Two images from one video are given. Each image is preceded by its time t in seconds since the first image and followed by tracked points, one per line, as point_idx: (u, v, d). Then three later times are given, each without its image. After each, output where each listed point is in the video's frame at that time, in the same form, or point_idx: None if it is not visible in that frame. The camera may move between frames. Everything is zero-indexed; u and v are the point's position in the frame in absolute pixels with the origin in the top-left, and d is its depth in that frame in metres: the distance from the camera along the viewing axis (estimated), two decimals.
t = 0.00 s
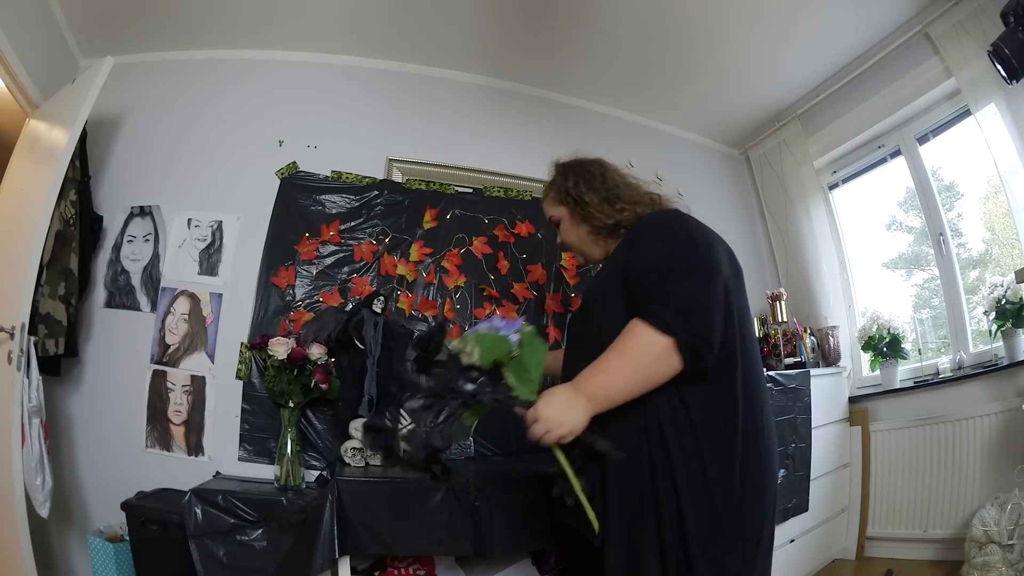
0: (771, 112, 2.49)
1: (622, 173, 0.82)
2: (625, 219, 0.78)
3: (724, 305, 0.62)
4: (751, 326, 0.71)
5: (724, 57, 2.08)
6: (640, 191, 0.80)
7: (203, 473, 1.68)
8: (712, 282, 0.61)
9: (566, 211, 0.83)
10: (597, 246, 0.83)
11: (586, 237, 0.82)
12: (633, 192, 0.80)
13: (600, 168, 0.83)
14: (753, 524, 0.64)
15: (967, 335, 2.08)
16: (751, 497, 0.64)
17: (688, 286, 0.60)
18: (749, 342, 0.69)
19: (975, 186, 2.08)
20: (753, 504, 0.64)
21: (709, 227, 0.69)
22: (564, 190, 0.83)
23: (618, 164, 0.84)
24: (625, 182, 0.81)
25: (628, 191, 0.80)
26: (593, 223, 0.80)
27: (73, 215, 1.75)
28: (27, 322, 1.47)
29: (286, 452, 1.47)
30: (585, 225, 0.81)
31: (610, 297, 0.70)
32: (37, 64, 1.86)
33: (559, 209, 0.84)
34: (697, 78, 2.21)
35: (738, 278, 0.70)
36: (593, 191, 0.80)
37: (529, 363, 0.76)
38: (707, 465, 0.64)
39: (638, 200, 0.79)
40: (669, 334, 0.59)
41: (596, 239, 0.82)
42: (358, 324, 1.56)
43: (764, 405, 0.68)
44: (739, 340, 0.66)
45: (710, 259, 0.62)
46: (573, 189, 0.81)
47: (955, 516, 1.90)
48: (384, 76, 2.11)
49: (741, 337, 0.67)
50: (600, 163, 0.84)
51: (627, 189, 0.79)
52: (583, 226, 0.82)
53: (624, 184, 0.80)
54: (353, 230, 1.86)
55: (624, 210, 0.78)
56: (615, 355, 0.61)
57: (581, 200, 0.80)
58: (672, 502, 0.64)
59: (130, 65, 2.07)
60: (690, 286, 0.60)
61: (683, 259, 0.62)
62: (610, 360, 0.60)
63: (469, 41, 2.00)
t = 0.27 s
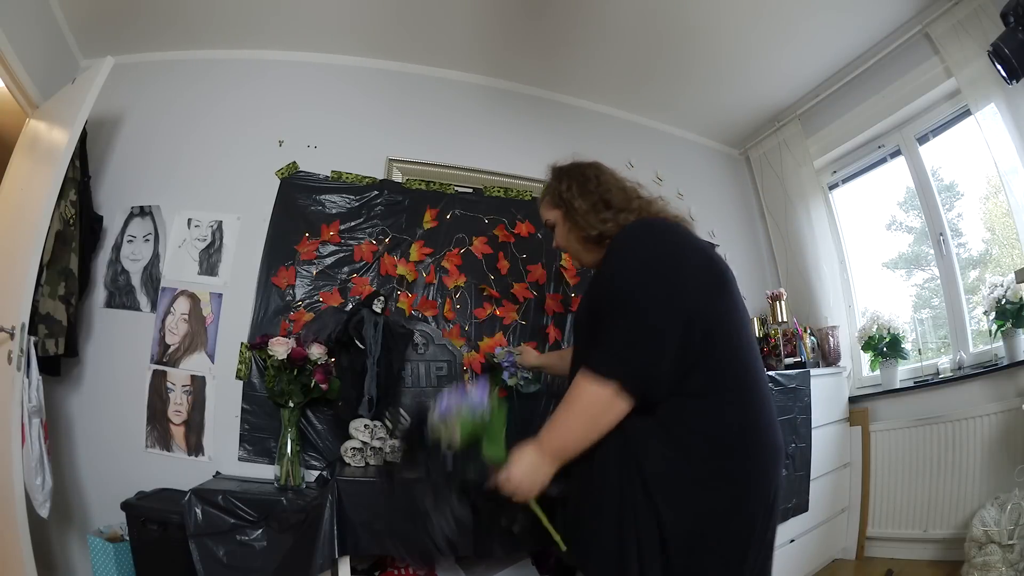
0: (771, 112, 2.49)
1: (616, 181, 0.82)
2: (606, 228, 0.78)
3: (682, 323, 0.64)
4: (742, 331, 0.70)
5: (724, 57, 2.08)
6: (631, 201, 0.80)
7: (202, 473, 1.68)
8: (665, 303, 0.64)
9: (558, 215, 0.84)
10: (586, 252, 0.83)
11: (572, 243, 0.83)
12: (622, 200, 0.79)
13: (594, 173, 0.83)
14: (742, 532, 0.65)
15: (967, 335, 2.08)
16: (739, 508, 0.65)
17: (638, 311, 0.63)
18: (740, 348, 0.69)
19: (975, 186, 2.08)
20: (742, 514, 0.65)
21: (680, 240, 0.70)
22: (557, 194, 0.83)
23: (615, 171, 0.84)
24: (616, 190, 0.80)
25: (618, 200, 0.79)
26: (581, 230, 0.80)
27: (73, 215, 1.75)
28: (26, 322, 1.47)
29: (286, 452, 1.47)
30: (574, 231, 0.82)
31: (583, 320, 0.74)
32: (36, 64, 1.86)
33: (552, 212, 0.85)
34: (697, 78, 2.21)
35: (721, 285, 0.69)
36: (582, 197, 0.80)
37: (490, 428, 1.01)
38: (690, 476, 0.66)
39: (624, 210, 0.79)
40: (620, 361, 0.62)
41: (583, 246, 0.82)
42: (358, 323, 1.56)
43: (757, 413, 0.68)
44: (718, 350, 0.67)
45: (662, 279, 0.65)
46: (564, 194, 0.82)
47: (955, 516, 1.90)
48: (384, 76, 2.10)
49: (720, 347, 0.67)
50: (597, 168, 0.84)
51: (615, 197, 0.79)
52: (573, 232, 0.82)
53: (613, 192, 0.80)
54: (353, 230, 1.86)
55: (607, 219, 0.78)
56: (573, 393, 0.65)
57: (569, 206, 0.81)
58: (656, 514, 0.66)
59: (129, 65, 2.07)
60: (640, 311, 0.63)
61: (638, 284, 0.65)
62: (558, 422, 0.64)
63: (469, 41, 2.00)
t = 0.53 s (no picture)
0: (771, 112, 2.50)
1: (593, 209, 0.88)
2: (574, 261, 0.86)
3: (664, 356, 0.73)
4: (729, 343, 0.79)
5: (724, 57, 2.08)
6: (602, 231, 0.86)
7: (202, 473, 1.68)
8: (645, 342, 0.73)
9: (539, 237, 0.93)
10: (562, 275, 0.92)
11: (548, 263, 0.92)
12: (593, 230, 0.86)
13: (577, 200, 0.89)
14: (749, 523, 0.76)
15: (967, 335, 2.08)
16: (743, 503, 0.76)
17: (624, 353, 0.73)
18: (727, 359, 0.78)
19: (975, 186, 2.08)
20: (745, 507, 0.76)
21: (650, 276, 0.78)
22: (539, 217, 0.92)
23: (595, 197, 0.90)
24: (592, 222, 0.86)
25: (589, 229, 0.86)
26: (554, 256, 0.90)
27: (73, 215, 1.75)
28: (26, 322, 1.46)
29: (286, 452, 1.46)
30: (551, 254, 0.91)
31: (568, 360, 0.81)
32: (37, 64, 1.86)
33: (535, 233, 0.94)
34: (698, 78, 2.21)
35: (701, 308, 0.78)
36: (560, 224, 0.88)
37: (477, 520, 1.03)
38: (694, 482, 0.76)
39: (595, 243, 0.86)
40: (613, 398, 0.72)
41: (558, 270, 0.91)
42: (358, 323, 1.56)
43: (750, 415, 0.78)
44: (706, 368, 0.75)
45: (640, 319, 0.74)
46: (543, 219, 0.91)
47: (955, 516, 1.90)
48: (384, 76, 2.11)
49: (708, 365, 0.76)
50: (583, 194, 0.90)
51: (589, 230, 0.86)
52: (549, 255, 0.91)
53: (588, 224, 0.86)
54: (353, 230, 1.85)
55: (577, 252, 0.86)
56: (575, 432, 0.74)
57: (548, 230, 0.89)
58: (671, 519, 0.76)
59: (129, 65, 2.07)
60: (625, 352, 0.73)
61: (620, 327, 0.74)
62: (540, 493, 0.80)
63: (469, 41, 2.00)
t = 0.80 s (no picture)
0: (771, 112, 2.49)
1: (572, 241, 0.92)
2: (552, 294, 0.92)
3: (644, 376, 0.76)
4: (714, 353, 0.81)
5: (725, 57, 2.08)
6: (579, 265, 0.90)
7: (203, 473, 1.68)
8: (623, 364, 0.77)
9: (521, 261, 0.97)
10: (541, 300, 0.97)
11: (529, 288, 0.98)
12: (571, 264, 0.90)
13: (556, 231, 0.92)
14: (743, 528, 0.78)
15: (967, 335, 2.08)
16: (737, 508, 0.78)
17: (603, 374, 0.77)
18: (714, 369, 0.80)
19: (975, 186, 2.08)
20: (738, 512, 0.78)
21: (630, 305, 0.81)
22: (521, 243, 0.96)
23: (576, 228, 0.93)
24: (571, 255, 0.90)
25: (567, 263, 0.90)
26: (534, 284, 0.95)
27: (72, 215, 1.75)
28: (26, 322, 1.46)
29: (286, 452, 1.46)
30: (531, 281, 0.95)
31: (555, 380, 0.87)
32: (37, 64, 1.86)
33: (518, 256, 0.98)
34: (698, 78, 2.21)
35: (682, 323, 0.80)
36: (540, 254, 0.93)
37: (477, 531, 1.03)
38: (684, 488, 0.78)
39: (573, 278, 0.90)
40: (596, 417, 0.77)
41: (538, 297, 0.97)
42: (358, 323, 1.56)
43: (740, 421, 0.79)
44: (690, 380, 0.77)
45: (618, 342, 0.78)
46: (525, 246, 0.95)
47: (955, 516, 1.90)
48: (384, 76, 2.11)
49: (693, 378, 0.78)
50: (564, 224, 0.93)
51: (567, 264, 0.90)
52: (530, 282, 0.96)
53: (567, 258, 0.90)
54: (353, 229, 1.85)
55: (555, 285, 0.91)
56: (572, 450, 0.79)
57: (529, 260, 0.94)
58: (665, 525, 0.79)
59: (129, 65, 2.07)
60: (604, 374, 0.77)
61: (599, 350, 0.78)
62: (530, 506, 0.90)
63: (469, 41, 2.00)
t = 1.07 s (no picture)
0: (771, 112, 2.49)
1: (566, 245, 0.92)
2: (547, 297, 0.92)
3: (640, 374, 0.76)
4: (709, 352, 0.81)
5: (725, 57, 2.08)
6: (573, 269, 0.90)
7: (202, 473, 1.68)
8: (619, 363, 0.77)
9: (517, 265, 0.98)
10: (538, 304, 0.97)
11: (525, 291, 0.98)
12: (565, 268, 0.90)
13: (551, 234, 0.93)
14: (743, 526, 0.78)
15: (967, 335, 2.08)
16: (736, 506, 0.77)
17: (598, 373, 0.77)
18: (709, 368, 0.80)
19: (975, 186, 2.08)
20: (736, 511, 0.77)
21: (625, 306, 0.82)
22: (517, 246, 0.97)
23: (571, 231, 0.94)
24: (565, 259, 0.90)
25: (561, 267, 0.90)
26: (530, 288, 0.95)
27: (73, 215, 1.75)
28: (26, 322, 1.46)
29: (286, 452, 1.46)
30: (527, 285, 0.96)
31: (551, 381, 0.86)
32: (37, 64, 1.86)
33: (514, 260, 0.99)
34: (698, 78, 2.21)
35: (677, 322, 0.81)
36: (535, 257, 0.93)
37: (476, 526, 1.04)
38: (682, 486, 0.78)
39: (568, 281, 0.90)
40: (593, 415, 0.77)
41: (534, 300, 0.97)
42: (358, 323, 1.56)
43: (737, 419, 0.79)
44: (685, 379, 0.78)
45: (614, 341, 0.78)
46: (520, 250, 0.96)
47: (955, 516, 1.90)
48: (384, 76, 2.11)
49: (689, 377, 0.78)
50: (558, 228, 0.94)
51: (562, 267, 0.90)
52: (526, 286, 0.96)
53: (561, 261, 0.90)
54: (353, 229, 1.85)
55: (550, 289, 0.91)
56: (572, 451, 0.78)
57: (524, 263, 0.94)
58: (665, 526, 0.79)
59: (130, 65, 2.07)
60: (600, 373, 0.77)
61: (595, 349, 0.78)
62: (531, 506, 0.90)
63: (469, 41, 2.00)
